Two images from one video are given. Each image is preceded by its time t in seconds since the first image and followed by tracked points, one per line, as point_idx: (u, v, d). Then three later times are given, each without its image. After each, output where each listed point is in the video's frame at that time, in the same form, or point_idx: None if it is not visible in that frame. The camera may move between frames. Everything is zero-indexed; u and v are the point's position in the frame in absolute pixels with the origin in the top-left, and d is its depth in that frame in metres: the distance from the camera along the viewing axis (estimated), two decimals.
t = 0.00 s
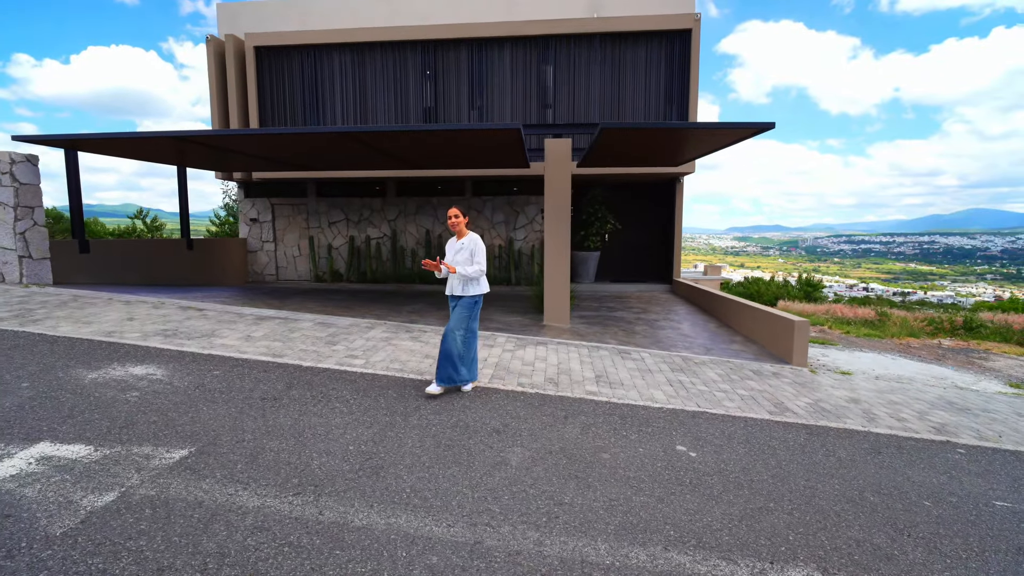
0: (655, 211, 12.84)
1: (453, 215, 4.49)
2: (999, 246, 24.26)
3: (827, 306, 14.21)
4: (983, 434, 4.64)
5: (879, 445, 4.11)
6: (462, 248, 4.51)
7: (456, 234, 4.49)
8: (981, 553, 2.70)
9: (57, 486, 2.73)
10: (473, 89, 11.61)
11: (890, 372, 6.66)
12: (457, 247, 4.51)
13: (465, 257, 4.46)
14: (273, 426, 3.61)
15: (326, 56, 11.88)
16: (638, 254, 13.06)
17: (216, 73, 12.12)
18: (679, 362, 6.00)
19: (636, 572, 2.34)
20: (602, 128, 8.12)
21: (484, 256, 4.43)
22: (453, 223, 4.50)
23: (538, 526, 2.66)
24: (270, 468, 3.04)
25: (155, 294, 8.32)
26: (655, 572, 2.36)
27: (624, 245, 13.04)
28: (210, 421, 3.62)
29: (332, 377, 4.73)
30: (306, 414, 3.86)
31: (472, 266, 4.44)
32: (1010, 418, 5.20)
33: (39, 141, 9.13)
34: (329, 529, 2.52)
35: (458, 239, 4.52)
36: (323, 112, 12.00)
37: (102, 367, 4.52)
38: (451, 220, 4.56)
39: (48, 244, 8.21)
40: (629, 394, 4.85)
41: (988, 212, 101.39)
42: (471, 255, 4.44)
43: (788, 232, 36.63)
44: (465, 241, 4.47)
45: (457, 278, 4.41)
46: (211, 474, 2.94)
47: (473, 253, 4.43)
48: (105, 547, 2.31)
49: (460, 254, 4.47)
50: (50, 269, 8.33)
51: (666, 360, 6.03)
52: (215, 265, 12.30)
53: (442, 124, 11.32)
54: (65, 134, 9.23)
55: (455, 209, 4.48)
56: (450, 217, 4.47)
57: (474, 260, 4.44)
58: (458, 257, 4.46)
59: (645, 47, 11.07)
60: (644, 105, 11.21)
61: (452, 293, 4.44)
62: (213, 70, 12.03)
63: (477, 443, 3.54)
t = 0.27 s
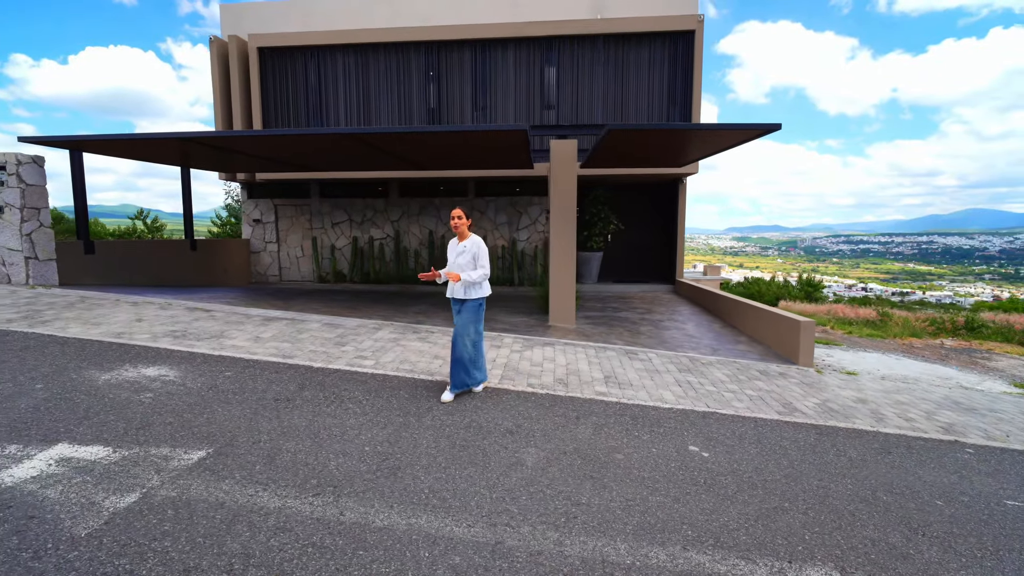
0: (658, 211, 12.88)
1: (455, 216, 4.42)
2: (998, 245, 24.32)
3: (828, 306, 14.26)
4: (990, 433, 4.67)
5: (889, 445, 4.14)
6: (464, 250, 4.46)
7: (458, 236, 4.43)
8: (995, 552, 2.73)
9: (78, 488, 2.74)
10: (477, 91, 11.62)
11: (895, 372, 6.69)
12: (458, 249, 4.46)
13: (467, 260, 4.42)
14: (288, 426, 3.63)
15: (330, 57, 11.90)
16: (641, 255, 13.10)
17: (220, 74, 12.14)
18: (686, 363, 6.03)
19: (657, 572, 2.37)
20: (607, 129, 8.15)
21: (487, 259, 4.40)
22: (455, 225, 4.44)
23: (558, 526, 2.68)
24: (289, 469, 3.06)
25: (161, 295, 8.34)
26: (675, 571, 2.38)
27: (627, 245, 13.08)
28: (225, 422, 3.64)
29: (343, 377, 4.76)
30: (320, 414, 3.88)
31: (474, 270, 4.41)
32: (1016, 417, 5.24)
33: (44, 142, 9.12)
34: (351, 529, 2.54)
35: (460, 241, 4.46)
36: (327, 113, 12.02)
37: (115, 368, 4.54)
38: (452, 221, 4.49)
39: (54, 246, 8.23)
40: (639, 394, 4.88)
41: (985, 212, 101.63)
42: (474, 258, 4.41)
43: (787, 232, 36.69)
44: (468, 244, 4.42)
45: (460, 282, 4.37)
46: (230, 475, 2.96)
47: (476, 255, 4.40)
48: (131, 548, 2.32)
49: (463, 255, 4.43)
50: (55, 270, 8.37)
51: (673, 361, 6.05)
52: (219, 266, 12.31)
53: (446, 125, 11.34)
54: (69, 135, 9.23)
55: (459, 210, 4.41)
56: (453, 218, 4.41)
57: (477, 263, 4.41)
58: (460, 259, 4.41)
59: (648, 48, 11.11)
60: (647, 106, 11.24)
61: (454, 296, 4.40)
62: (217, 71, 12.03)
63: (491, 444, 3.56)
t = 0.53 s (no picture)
0: (657, 212, 12.96)
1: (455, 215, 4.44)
2: (989, 246, 24.55)
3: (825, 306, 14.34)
4: (990, 431, 4.73)
5: (892, 443, 4.18)
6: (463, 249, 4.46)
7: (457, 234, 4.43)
8: (1002, 547, 2.77)
9: (94, 489, 2.75)
10: (477, 92, 11.65)
11: (895, 371, 6.76)
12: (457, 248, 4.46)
13: (468, 259, 4.43)
14: (299, 427, 3.64)
15: (329, 58, 11.89)
16: (640, 255, 13.16)
17: (219, 74, 12.11)
18: (689, 363, 6.07)
19: (673, 570, 2.39)
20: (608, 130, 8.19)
21: (487, 258, 4.43)
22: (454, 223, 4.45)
23: (572, 524, 2.71)
24: (303, 469, 3.08)
25: (162, 296, 8.32)
26: (690, 568, 2.41)
27: (627, 245, 13.15)
28: (236, 423, 3.65)
29: (351, 378, 4.77)
30: (330, 415, 3.90)
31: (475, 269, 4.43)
32: (1015, 416, 5.30)
33: (44, 141, 9.08)
34: (369, 529, 2.56)
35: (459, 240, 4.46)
36: (327, 113, 12.01)
37: (122, 370, 4.54)
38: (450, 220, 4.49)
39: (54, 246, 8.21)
40: (644, 394, 4.91)
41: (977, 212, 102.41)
42: (474, 258, 4.42)
43: (781, 232, 36.86)
44: (467, 242, 4.43)
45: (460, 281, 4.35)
46: (245, 475, 2.97)
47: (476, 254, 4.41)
48: (151, 548, 2.33)
49: (463, 255, 4.42)
50: (55, 270, 8.34)
51: (676, 361, 6.09)
52: (218, 267, 12.28)
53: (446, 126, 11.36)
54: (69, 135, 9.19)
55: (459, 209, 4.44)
56: (451, 217, 4.41)
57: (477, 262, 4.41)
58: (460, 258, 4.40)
59: (648, 49, 11.16)
60: (647, 107, 11.30)
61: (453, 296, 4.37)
62: (216, 71, 12.00)
63: (502, 444, 3.58)
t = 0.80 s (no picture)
0: (655, 212, 13.05)
1: (458, 211, 4.36)
2: (979, 245, 24.82)
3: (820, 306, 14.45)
4: (991, 429, 4.80)
5: (896, 441, 4.23)
6: (468, 247, 4.48)
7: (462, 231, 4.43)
8: (1010, 542, 2.82)
9: (113, 490, 2.75)
10: (476, 92, 11.66)
11: (894, 370, 6.83)
12: (461, 245, 4.46)
13: (473, 257, 4.42)
14: (313, 427, 3.65)
15: (329, 58, 11.88)
16: (638, 255, 13.24)
17: (217, 73, 12.06)
18: (692, 362, 6.11)
19: (693, 566, 2.42)
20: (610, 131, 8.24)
21: (492, 255, 4.46)
22: (458, 220, 4.36)
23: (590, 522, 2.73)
24: (320, 469, 3.09)
25: (163, 296, 8.29)
26: (709, 565, 2.44)
27: (626, 246, 13.24)
28: (249, 423, 3.65)
29: (359, 378, 4.79)
30: (342, 415, 3.91)
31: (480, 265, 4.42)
32: (1013, 413, 5.38)
33: (41, 141, 9.01)
34: (390, 528, 2.57)
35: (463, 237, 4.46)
36: (326, 113, 11.99)
37: (130, 371, 4.53)
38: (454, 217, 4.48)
39: (53, 246, 8.18)
40: (651, 394, 4.94)
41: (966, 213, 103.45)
42: (479, 255, 4.42)
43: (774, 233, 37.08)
44: (472, 241, 4.45)
45: (465, 277, 4.34)
46: (263, 475, 2.98)
47: (481, 251, 4.42)
48: (175, 548, 2.33)
49: (468, 252, 4.43)
50: (55, 271, 8.30)
51: (680, 360, 6.14)
52: (216, 267, 12.24)
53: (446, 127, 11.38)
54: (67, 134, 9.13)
55: (462, 205, 4.38)
56: (457, 214, 4.30)
57: (482, 259, 4.42)
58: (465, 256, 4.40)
59: (647, 51, 11.22)
60: (646, 108, 11.36)
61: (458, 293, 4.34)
62: (214, 70, 11.95)
63: (515, 443, 3.60)
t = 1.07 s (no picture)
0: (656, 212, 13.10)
1: (460, 211, 4.40)
2: (974, 245, 24.96)
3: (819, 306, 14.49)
4: (994, 428, 4.85)
5: (903, 440, 4.25)
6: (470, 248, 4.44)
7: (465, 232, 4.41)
8: (1020, 540, 2.85)
9: (132, 491, 2.76)
10: (478, 93, 11.67)
11: (896, 370, 6.87)
12: (464, 246, 4.41)
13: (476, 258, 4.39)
14: (326, 429, 3.67)
15: (330, 58, 11.88)
16: (638, 256, 13.29)
17: (218, 74, 12.04)
18: (697, 362, 6.15)
19: (710, 565, 2.45)
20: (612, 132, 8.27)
21: (495, 257, 4.47)
22: (460, 220, 4.41)
23: (607, 522, 2.75)
24: (337, 470, 3.11)
25: (166, 297, 8.29)
26: (726, 563, 2.47)
27: (626, 246, 13.30)
28: (262, 425, 3.66)
29: (369, 379, 4.81)
30: (354, 417, 3.92)
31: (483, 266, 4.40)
32: (1015, 412, 5.43)
33: (44, 142, 8.99)
34: (410, 528, 2.59)
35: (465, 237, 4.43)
36: (327, 114, 11.99)
37: (140, 372, 4.55)
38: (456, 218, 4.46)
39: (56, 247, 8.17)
40: (658, 394, 4.96)
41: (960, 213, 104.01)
42: (483, 256, 4.41)
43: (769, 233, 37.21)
44: (475, 242, 4.43)
45: (470, 277, 4.29)
46: (280, 477, 3.00)
47: (485, 252, 4.42)
48: (198, 550, 2.34)
49: (471, 252, 4.40)
50: (57, 272, 8.28)
51: (685, 360, 6.17)
52: (217, 268, 12.23)
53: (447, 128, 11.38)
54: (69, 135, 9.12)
55: (465, 206, 4.43)
56: (459, 213, 4.36)
57: (486, 260, 4.41)
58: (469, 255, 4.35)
59: (648, 52, 11.26)
60: (647, 109, 11.40)
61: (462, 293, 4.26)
62: (215, 71, 11.94)
63: (527, 443, 3.63)
